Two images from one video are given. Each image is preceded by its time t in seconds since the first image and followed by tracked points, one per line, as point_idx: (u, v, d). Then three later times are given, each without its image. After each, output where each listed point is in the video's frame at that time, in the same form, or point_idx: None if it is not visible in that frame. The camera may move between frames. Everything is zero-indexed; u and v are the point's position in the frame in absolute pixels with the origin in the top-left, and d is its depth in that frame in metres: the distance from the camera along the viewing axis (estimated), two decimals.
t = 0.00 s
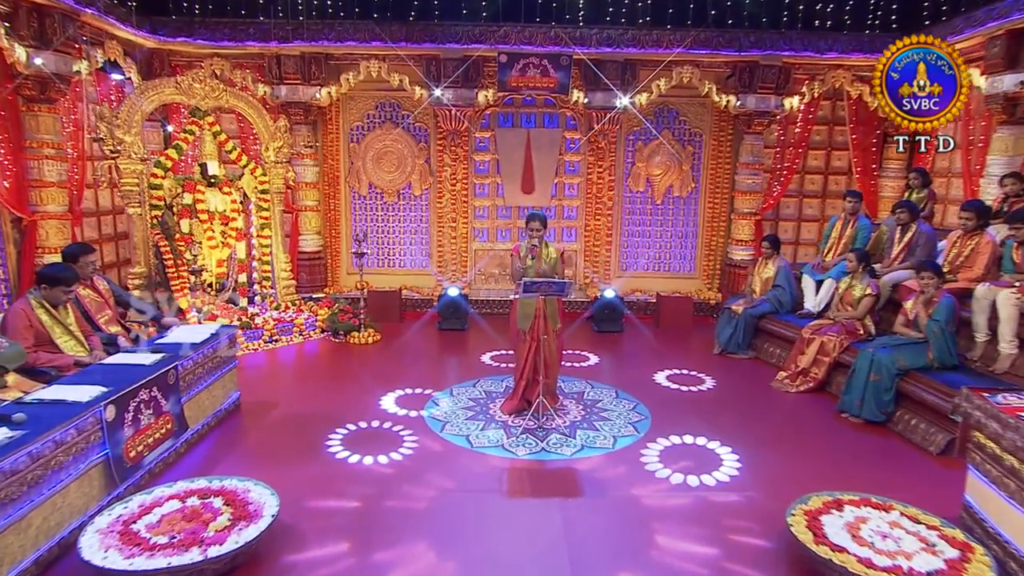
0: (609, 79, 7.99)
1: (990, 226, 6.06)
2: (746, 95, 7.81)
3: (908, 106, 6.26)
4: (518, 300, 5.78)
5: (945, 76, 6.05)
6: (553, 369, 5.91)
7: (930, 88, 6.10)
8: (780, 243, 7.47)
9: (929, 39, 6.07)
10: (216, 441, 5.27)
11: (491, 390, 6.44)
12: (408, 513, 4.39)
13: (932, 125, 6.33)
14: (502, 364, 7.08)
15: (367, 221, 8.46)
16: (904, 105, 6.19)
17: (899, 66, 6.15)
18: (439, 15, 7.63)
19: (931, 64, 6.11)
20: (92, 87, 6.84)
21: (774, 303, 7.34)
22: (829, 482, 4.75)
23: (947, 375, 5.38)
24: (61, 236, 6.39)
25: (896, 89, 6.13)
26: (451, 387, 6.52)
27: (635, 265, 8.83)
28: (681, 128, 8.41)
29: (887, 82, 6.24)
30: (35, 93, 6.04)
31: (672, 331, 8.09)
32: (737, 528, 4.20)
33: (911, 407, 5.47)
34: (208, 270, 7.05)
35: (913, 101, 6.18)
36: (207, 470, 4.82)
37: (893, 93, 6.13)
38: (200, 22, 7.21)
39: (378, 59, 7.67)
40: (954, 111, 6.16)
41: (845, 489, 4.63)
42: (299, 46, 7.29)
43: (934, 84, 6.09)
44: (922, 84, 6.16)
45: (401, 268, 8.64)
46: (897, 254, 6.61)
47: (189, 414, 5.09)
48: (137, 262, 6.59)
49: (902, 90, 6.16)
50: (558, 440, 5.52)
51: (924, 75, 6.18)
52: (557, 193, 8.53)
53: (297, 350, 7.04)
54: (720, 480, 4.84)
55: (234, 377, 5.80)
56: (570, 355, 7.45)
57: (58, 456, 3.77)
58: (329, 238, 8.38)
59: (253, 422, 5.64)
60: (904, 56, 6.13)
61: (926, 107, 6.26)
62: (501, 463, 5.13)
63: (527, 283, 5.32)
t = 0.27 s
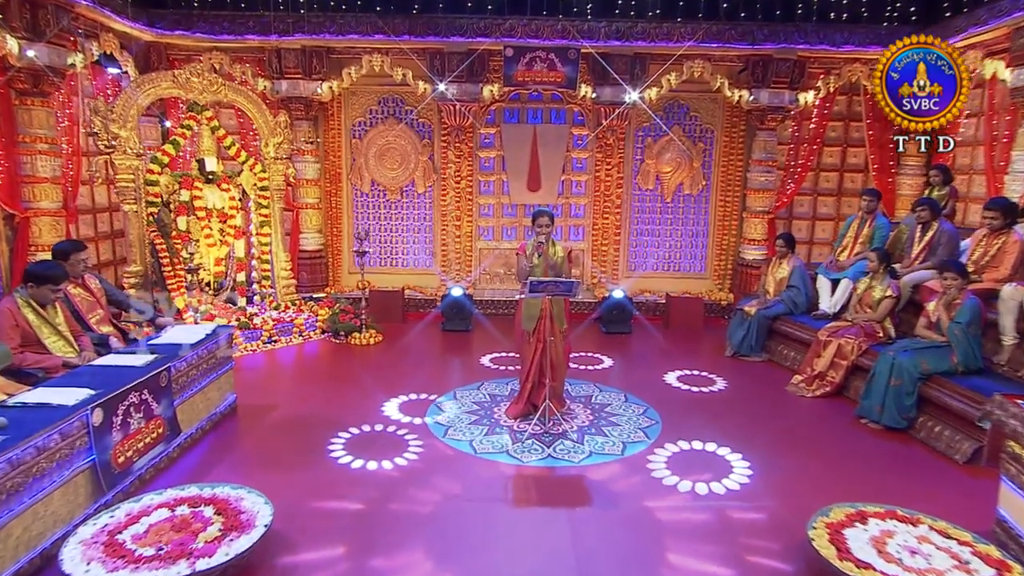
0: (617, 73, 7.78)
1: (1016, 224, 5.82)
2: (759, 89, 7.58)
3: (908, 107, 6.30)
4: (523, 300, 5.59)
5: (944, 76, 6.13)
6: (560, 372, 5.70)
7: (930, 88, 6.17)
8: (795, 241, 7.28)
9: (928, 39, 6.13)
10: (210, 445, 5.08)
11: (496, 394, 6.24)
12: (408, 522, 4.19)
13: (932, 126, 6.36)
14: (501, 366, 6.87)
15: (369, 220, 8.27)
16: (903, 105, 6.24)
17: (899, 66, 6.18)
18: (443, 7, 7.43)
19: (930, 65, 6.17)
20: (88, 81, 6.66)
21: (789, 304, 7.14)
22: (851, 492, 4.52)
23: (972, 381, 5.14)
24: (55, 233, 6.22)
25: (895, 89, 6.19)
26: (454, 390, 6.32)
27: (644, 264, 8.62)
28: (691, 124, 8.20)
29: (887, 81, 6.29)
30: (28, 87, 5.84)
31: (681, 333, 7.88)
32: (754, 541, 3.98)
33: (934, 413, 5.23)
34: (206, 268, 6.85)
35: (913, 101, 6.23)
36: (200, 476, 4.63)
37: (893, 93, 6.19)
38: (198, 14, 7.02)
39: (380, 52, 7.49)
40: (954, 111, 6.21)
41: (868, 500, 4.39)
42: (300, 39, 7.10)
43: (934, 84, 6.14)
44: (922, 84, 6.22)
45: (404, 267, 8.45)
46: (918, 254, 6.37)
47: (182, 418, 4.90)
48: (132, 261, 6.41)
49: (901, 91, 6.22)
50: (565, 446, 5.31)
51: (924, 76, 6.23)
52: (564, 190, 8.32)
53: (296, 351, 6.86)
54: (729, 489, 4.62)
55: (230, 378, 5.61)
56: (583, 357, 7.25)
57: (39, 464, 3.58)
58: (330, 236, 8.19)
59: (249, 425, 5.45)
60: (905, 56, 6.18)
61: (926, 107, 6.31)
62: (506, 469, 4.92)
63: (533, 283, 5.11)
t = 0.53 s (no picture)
0: (629, 68, 7.60)
1: None
2: (775, 85, 7.39)
3: (908, 106, 6.48)
4: (532, 301, 5.42)
5: (945, 76, 6.32)
6: (569, 375, 5.52)
7: (930, 88, 6.35)
8: (814, 240, 7.11)
9: (928, 40, 6.33)
10: (208, 449, 4.92)
11: (503, 397, 6.06)
12: (411, 530, 4.01)
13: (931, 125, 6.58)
14: (500, 369, 6.68)
15: (374, 218, 8.11)
16: (904, 105, 6.43)
17: (899, 66, 6.39)
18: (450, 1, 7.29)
19: (931, 64, 6.36)
20: (88, 76, 6.52)
21: (806, 305, 6.95)
22: (876, 503, 4.30)
23: (1000, 386, 4.91)
24: (54, 231, 6.07)
25: (896, 88, 6.37)
26: (460, 393, 6.14)
27: (655, 265, 8.46)
28: (704, 121, 8.02)
29: (888, 82, 6.49)
30: (26, 81, 5.70)
31: (692, 334, 7.74)
32: (775, 554, 3.78)
33: (960, 420, 5.00)
34: (207, 267, 6.70)
35: (914, 100, 6.40)
36: (196, 482, 4.46)
37: (892, 93, 6.38)
38: (200, 8, 6.89)
39: (386, 47, 7.33)
40: (953, 111, 6.42)
41: (894, 512, 4.17)
42: (304, 33, 6.95)
43: (934, 84, 6.36)
44: (922, 84, 6.39)
45: (410, 267, 8.29)
46: (942, 254, 6.14)
47: (179, 421, 4.75)
48: (132, 259, 6.26)
49: (902, 90, 6.40)
50: (574, 453, 5.11)
51: (924, 75, 6.41)
52: (573, 189, 8.14)
53: (299, 352, 6.71)
54: (741, 499, 4.41)
55: (230, 380, 5.45)
56: (598, 359, 7.08)
57: (26, 469, 3.42)
58: (334, 235, 8.04)
59: (249, 428, 5.29)
60: (905, 56, 6.42)
61: (926, 107, 6.48)
62: (514, 476, 4.73)
63: (542, 282, 4.91)
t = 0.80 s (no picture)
0: (645, 64, 7.38)
1: None
2: (797, 81, 7.16)
3: (908, 106, 6.38)
4: (543, 303, 5.23)
5: (945, 76, 6.22)
6: (582, 381, 5.31)
7: (930, 88, 6.25)
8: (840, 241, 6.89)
9: (929, 40, 6.23)
10: (209, 454, 4.75)
11: (514, 403, 5.86)
12: (417, 542, 3.81)
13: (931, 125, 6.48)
14: (503, 373, 6.47)
15: (382, 218, 7.94)
16: (903, 106, 6.34)
17: (899, 66, 6.31)
18: None
19: (931, 64, 6.26)
20: (92, 71, 6.39)
21: (830, 309, 6.73)
22: (910, 519, 4.05)
23: None
24: (56, 230, 5.91)
25: (896, 88, 6.28)
26: (469, 398, 5.95)
27: (671, 266, 8.25)
28: (722, 118, 7.81)
29: (888, 82, 6.41)
30: (28, 76, 5.55)
31: (709, 338, 7.55)
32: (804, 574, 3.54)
33: (997, 430, 4.74)
34: (211, 265, 6.56)
35: (913, 100, 6.30)
36: (194, 490, 4.29)
37: (892, 93, 6.29)
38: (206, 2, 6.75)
39: (395, 42, 7.16)
40: (954, 111, 6.31)
41: (930, 530, 3.92)
42: (311, 28, 6.78)
43: (934, 84, 6.25)
44: (922, 84, 6.28)
45: (419, 267, 8.11)
46: (974, 256, 5.86)
47: (178, 426, 4.58)
48: (135, 258, 6.11)
49: (900, 91, 6.32)
50: (588, 461, 4.89)
51: (924, 75, 6.32)
52: (587, 188, 7.96)
53: (305, 354, 6.56)
54: (760, 511, 4.18)
55: (232, 383, 5.29)
56: (620, 364, 6.88)
57: (13, 476, 3.26)
58: (342, 235, 7.87)
59: (251, 433, 5.13)
60: (905, 56, 6.30)
61: (927, 107, 6.36)
62: (525, 485, 4.53)
63: (555, 283, 4.71)
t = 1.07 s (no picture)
0: (663, 61, 7.19)
1: None
2: (822, 77, 6.93)
3: (908, 107, 6.25)
4: (557, 306, 5.06)
5: (945, 76, 6.08)
6: (597, 388, 5.10)
7: (930, 88, 6.12)
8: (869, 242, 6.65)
9: (929, 40, 6.12)
10: (210, 462, 4.59)
11: (526, 409, 5.66)
12: (423, 557, 3.62)
13: (932, 126, 6.36)
14: (512, 379, 6.26)
15: (393, 218, 7.78)
16: (903, 106, 6.19)
17: (899, 66, 6.19)
18: None
19: (931, 64, 6.12)
20: (99, 69, 6.26)
21: (856, 314, 6.48)
22: (949, 539, 3.79)
23: None
24: (61, 229, 5.78)
25: (895, 89, 6.14)
26: (481, 404, 5.75)
27: (689, 269, 8.03)
28: (743, 116, 7.59)
29: (888, 82, 6.28)
30: (33, 72, 5.42)
31: (726, 344, 7.35)
32: None
33: None
34: (217, 267, 6.46)
35: (913, 101, 6.18)
36: (194, 498, 4.13)
37: (892, 94, 6.16)
38: None
39: (406, 39, 7.00)
40: (954, 110, 6.20)
41: (972, 551, 3.65)
42: (321, 24, 6.63)
43: (934, 84, 6.13)
44: (922, 84, 6.16)
45: (430, 269, 7.93)
46: (1011, 260, 5.64)
47: (178, 431, 4.42)
48: (140, 259, 5.99)
49: (901, 91, 6.17)
50: (604, 472, 4.67)
51: (924, 75, 6.19)
52: (602, 188, 7.78)
53: (313, 357, 6.41)
54: (785, 527, 3.93)
55: (235, 388, 5.13)
56: (641, 370, 6.67)
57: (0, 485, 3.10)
58: (351, 236, 7.72)
59: (254, 439, 4.96)
60: (904, 57, 6.17)
61: (926, 107, 6.25)
62: (538, 496, 4.32)
63: (570, 285, 4.50)
